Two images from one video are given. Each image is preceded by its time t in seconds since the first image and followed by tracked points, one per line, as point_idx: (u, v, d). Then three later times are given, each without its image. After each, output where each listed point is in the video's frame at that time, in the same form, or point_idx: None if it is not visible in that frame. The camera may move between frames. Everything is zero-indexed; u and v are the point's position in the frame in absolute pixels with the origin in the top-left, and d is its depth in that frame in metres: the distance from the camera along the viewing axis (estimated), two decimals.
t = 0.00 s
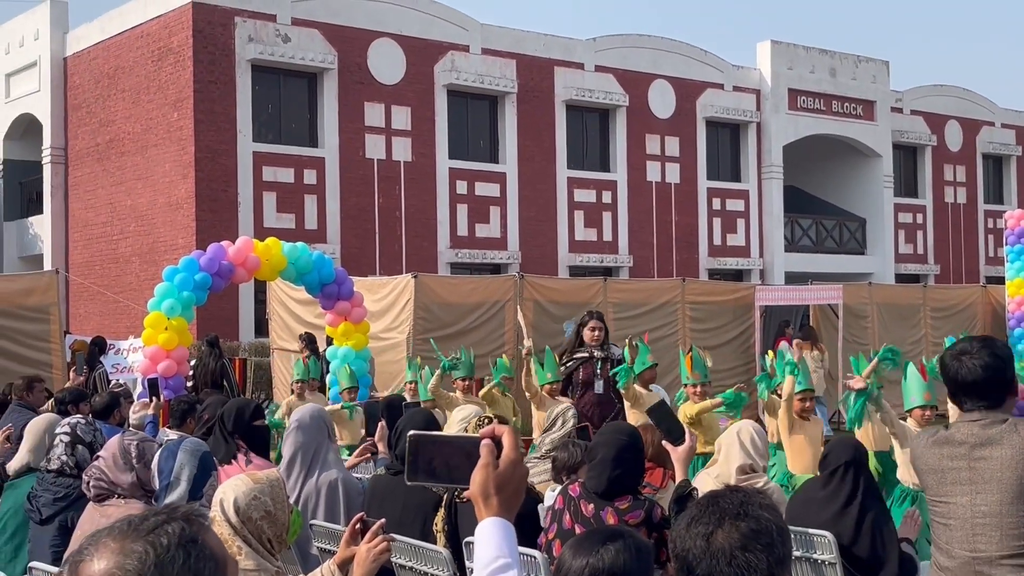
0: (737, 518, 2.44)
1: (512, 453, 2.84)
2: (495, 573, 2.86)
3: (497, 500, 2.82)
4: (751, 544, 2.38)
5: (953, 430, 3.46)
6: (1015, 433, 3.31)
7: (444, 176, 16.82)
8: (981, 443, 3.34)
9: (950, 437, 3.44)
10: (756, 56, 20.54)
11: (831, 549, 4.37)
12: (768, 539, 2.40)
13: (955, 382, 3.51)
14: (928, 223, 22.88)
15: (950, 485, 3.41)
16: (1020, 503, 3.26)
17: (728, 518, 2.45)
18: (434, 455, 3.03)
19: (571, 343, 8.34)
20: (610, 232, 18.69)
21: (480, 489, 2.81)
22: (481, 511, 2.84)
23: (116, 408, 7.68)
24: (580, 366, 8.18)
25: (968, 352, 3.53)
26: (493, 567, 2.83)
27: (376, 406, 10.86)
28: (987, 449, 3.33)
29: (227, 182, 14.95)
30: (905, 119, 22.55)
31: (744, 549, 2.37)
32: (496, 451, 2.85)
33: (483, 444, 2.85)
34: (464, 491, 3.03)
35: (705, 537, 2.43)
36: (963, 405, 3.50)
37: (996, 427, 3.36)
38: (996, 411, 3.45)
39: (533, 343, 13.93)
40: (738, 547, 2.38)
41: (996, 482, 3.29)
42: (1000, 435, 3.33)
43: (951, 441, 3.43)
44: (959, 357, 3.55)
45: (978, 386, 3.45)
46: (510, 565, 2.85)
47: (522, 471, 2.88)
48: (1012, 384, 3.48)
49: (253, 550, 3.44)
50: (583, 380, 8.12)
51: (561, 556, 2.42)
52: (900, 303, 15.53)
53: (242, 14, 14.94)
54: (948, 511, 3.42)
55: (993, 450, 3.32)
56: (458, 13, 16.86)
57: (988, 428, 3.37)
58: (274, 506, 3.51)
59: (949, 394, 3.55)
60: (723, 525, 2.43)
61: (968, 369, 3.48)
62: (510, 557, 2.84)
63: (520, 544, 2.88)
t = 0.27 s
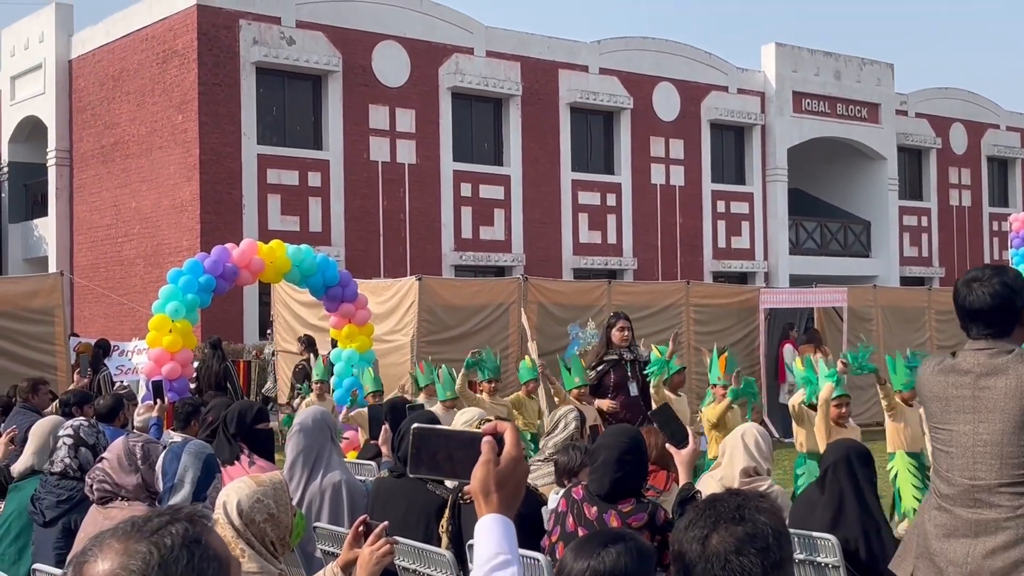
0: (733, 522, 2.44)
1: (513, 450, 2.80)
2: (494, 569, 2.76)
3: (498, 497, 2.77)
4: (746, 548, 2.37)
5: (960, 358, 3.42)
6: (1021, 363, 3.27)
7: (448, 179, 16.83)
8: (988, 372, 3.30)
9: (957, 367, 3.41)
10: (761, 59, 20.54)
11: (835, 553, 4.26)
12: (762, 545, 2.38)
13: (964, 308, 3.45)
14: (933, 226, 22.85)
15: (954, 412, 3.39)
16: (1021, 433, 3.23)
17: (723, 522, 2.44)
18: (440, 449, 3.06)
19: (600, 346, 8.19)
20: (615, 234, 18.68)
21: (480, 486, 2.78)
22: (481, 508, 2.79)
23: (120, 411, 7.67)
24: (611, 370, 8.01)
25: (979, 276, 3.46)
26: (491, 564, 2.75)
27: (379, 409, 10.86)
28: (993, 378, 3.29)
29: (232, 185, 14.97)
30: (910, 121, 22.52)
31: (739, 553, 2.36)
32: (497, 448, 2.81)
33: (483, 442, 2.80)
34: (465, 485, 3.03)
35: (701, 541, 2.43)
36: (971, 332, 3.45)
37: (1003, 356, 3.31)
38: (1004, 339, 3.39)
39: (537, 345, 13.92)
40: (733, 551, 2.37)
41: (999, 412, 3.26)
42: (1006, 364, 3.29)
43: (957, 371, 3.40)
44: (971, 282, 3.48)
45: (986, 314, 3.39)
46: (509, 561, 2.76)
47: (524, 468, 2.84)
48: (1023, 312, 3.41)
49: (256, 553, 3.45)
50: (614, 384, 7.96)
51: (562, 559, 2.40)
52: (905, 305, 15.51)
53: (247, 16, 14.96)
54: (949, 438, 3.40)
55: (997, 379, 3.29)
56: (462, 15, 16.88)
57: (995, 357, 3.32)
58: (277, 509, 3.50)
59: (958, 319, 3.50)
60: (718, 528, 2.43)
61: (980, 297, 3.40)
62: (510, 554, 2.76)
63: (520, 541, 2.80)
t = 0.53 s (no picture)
0: (726, 531, 2.48)
1: (510, 442, 2.75)
2: (489, 563, 2.74)
3: (493, 490, 2.71)
4: (737, 557, 2.42)
5: (969, 333, 3.53)
6: None
7: (448, 181, 16.83)
8: (994, 347, 3.41)
9: (965, 341, 3.53)
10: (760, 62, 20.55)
11: (835, 556, 4.26)
12: (755, 553, 2.43)
13: (975, 282, 3.56)
14: (932, 229, 22.86)
15: (960, 386, 3.51)
16: None
17: (715, 529, 2.50)
18: (441, 443, 3.05)
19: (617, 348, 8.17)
20: (614, 237, 18.69)
21: (476, 479, 2.72)
22: (478, 501, 2.74)
23: (119, 413, 7.66)
24: (632, 373, 7.97)
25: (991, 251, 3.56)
26: (487, 557, 2.72)
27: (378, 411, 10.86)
28: (999, 353, 3.41)
29: (231, 188, 14.96)
30: (909, 125, 22.53)
31: (730, 562, 2.42)
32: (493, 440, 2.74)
33: (481, 434, 2.74)
34: (463, 477, 3.05)
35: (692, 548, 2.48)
36: (982, 307, 3.56)
37: (1011, 332, 3.42)
38: (1013, 314, 3.49)
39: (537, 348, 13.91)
40: (724, 560, 2.42)
41: (1002, 388, 3.38)
42: (1013, 341, 3.39)
43: (966, 345, 3.52)
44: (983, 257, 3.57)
45: (996, 289, 3.50)
46: (504, 554, 2.73)
47: (521, 461, 2.78)
48: None
49: (256, 556, 3.43)
50: (636, 388, 7.94)
51: (560, 561, 2.41)
52: (905, 309, 15.52)
53: (246, 19, 14.96)
54: (954, 411, 3.52)
55: (1003, 355, 3.40)
56: (461, 18, 16.88)
57: (1003, 333, 3.43)
58: (276, 512, 3.49)
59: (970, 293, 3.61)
60: (710, 537, 2.48)
61: (991, 270, 3.51)
62: (505, 547, 2.74)
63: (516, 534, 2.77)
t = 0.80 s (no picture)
0: (720, 535, 2.49)
1: (503, 442, 2.79)
2: (482, 562, 2.82)
3: (487, 490, 2.77)
4: (730, 562, 2.43)
5: (972, 332, 3.56)
6: None
7: (444, 184, 16.83)
8: (995, 349, 3.43)
9: (968, 340, 3.55)
10: (756, 64, 20.57)
11: (831, 559, 4.25)
12: (747, 558, 2.44)
13: (982, 281, 3.56)
14: (927, 232, 22.89)
15: (962, 385, 3.54)
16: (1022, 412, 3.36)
17: (708, 535, 2.51)
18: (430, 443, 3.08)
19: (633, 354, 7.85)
20: (610, 240, 18.70)
21: (470, 480, 2.78)
22: (472, 501, 2.80)
23: (113, 416, 7.65)
24: (651, 379, 8.25)
25: (1000, 251, 3.54)
26: (481, 557, 2.81)
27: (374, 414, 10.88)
28: (998, 355, 3.42)
29: (227, 190, 14.96)
30: (904, 128, 22.57)
31: (723, 567, 2.43)
32: (487, 440, 2.79)
33: (475, 435, 2.78)
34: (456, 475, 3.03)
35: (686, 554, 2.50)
36: (989, 305, 3.56)
37: (1013, 334, 3.43)
38: (1018, 315, 3.49)
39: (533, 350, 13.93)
40: (717, 566, 2.44)
41: (1000, 390, 3.40)
42: (1014, 343, 3.40)
43: (968, 344, 3.54)
44: (991, 256, 3.56)
45: (1003, 288, 3.50)
46: (498, 555, 2.82)
47: (514, 461, 2.84)
48: None
49: (252, 559, 3.40)
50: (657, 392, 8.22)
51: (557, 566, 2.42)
52: (900, 312, 15.55)
53: (242, 21, 14.95)
54: (956, 410, 3.56)
55: (1002, 357, 3.41)
56: (457, 21, 16.88)
57: (1006, 334, 3.44)
58: (273, 515, 3.49)
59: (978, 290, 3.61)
60: (703, 542, 2.50)
61: (999, 271, 3.51)
62: (499, 548, 2.82)
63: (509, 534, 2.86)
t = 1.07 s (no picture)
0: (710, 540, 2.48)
1: (492, 446, 2.77)
2: (472, 566, 2.79)
3: (476, 494, 2.74)
4: (720, 566, 2.42)
5: (967, 333, 3.56)
6: (1018, 343, 3.37)
7: (438, 186, 16.83)
8: (986, 349, 3.44)
9: (962, 340, 3.55)
10: (750, 67, 20.60)
11: (823, 562, 4.31)
12: (738, 561, 2.43)
13: (977, 281, 3.55)
14: (921, 235, 22.93)
15: (955, 384, 3.55)
16: (1013, 412, 3.36)
17: (699, 539, 2.51)
18: (419, 445, 3.10)
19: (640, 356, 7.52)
20: (604, 242, 18.70)
21: (459, 484, 2.74)
22: (461, 505, 2.77)
23: (106, 418, 7.64)
24: (670, 378, 8.23)
25: (996, 252, 3.54)
26: (470, 561, 2.78)
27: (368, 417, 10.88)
28: (990, 356, 3.43)
29: (221, 192, 14.94)
30: (898, 130, 22.61)
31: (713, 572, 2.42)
32: (476, 444, 2.77)
33: (463, 438, 2.77)
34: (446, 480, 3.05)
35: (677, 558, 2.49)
36: (984, 306, 3.56)
37: (1004, 335, 3.43)
38: (1013, 316, 3.49)
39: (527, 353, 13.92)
40: (707, 570, 2.43)
41: (992, 390, 3.40)
42: (1005, 343, 3.41)
43: (961, 344, 3.55)
44: (988, 256, 3.56)
45: (996, 289, 3.50)
46: (487, 558, 2.79)
47: (503, 464, 2.81)
48: None
49: (245, 563, 3.39)
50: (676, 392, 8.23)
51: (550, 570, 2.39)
52: (893, 314, 15.58)
53: (236, 23, 14.94)
54: (949, 410, 3.57)
55: (994, 357, 3.42)
56: (451, 23, 16.89)
57: (998, 336, 3.45)
58: (266, 519, 3.47)
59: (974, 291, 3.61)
60: (694, 546, 2.49)
61: (994, 272, 3.50)
62: (488, 551, 2.79)
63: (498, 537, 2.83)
